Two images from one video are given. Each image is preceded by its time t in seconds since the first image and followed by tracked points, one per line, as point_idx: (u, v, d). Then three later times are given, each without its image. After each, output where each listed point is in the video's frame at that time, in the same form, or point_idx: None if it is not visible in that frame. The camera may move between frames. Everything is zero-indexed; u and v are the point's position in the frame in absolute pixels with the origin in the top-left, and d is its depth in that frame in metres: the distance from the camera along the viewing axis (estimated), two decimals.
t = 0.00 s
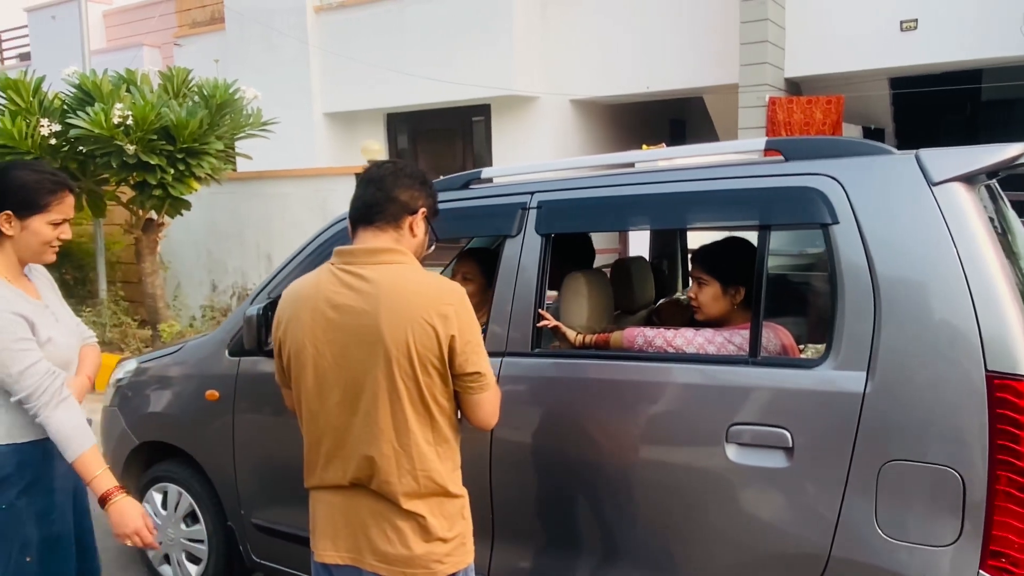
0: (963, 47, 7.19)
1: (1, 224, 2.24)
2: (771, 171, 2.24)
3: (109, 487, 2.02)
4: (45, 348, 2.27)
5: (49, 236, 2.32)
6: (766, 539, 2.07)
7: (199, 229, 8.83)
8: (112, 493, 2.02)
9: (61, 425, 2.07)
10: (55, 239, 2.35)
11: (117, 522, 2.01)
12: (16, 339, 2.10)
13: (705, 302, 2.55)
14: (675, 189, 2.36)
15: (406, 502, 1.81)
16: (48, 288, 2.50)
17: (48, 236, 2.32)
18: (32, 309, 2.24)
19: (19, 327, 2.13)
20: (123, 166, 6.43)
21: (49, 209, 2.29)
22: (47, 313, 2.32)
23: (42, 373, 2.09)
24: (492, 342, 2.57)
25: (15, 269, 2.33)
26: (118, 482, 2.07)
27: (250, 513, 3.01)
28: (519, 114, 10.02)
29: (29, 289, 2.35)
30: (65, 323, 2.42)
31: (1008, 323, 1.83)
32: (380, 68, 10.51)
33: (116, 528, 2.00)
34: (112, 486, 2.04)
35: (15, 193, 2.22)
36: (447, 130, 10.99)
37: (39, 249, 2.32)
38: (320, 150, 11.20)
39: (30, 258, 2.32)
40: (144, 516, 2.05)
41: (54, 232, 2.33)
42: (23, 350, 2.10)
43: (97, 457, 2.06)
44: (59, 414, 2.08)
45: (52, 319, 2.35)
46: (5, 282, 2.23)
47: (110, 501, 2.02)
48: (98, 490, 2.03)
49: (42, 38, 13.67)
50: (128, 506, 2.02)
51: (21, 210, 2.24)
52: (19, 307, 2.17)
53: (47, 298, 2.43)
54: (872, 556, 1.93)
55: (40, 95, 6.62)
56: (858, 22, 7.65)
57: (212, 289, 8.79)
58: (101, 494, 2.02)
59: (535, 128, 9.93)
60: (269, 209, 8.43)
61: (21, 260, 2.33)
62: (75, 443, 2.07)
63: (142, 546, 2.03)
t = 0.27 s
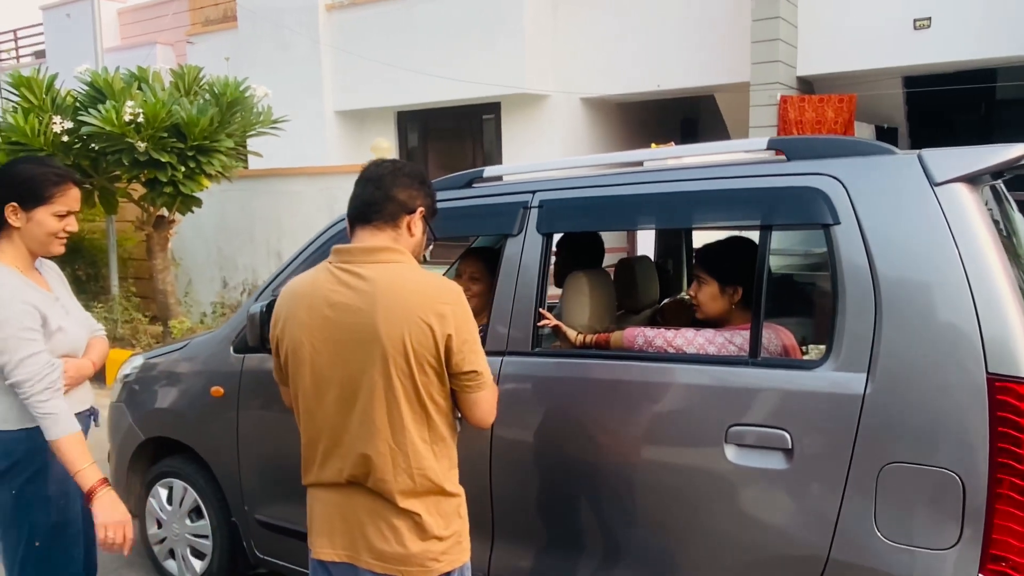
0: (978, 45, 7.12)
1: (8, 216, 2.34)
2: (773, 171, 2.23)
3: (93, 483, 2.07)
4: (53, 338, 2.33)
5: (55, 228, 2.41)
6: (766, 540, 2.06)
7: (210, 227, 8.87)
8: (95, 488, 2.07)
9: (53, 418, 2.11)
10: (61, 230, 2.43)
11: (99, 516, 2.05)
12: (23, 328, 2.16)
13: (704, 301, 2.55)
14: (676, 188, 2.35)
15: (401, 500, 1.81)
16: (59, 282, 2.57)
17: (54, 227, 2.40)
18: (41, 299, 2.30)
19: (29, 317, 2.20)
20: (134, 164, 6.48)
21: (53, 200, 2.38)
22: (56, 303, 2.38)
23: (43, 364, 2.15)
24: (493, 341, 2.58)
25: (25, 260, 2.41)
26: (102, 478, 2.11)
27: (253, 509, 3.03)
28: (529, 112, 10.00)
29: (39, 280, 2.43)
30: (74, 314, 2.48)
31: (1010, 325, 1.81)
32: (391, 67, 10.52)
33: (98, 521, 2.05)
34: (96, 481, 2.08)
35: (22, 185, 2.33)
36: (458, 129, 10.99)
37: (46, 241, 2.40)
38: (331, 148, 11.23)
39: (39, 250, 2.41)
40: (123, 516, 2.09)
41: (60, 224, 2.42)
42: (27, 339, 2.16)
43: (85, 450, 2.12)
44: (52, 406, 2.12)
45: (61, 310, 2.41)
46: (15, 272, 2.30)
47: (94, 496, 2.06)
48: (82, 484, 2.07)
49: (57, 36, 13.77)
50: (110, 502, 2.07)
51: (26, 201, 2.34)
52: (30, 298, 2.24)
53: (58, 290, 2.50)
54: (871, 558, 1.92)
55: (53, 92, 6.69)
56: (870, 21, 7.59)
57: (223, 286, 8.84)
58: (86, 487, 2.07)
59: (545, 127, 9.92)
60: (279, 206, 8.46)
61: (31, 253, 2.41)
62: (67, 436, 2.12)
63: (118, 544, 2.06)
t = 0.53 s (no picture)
0: (991, 45, 7.06)
1: (16, 209, 2.35)
2: (773, 169, 2.21)
3: (91, 473, 2.26)
4: (55, 329, 2.33)
5: (62, 220, 2.41)
6: (762, 540, 2.05)
7: (219, 223, 8.91)
8: (92, 479, 2.27)
9: (45, 413, 2.20)
10: (68, 222, 2.43)
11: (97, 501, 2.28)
12: (27, 321, 2.20)
13: (703, 299, 2.55)
14: (676, 187, 2.34)
15: (394, 497, 1.82)
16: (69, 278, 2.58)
17: (61, 219, 2.40)
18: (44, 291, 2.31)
19: (34, 310, 2.24)
20: (144, 160, 6.51)
21: (59, 193, 2.37)
22: (61, 296, 2.39)
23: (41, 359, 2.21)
24: (492, 339, 2.58)
25: (35, 253, 2.43)
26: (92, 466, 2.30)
27: (254, 504, 3.04)
28: (538, 110, 9.98)
29: (48, 273, 2.45)
30: (79, 309, 2.49)
31: (1009, 326, 1.80)
32: (401, 65, 10.54)
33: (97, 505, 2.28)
34: (90, 471, 2.27)
35: (28, 178, 2.33)
36: (467, 127, 10.97)
37: (53, 233, 2.41)
38: (340, 145, 11.24)
39: (48, 242, 2.42)
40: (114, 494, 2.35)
41: (66, 216, 2.42)
42: (28, 333, 2.20)
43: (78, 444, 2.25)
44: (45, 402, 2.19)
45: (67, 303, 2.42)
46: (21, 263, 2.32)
47: (91, 483, 2.27)
48: (77, 475, 2.25)
49: (70, 33, 13.86)
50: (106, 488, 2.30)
51: (32, 194, 2.34)
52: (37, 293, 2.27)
53: (66, 284, 2.52)
54: (867, 560, 1.91)
55: (64, 89, 6.76)
56: (882, 19, 7.53)
57: (231, 282, 8.87)
58: (84, 479, 2.26)
59: (554, 125, 9.89)
60: (288, 203, 8.49)
61: (40, 245, 2.43)
62: (59, 432, 2.22)
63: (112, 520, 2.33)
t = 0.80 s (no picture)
0: (1000, 45, 7.01)
1: (16, 203, 2.34)
2: (773, 168, 2.19)
3: (58, 474, 2.29)
4: (50, 324, 2.32)
5: (62, 214, 2.40)
6: (759, 543, 2.03)
7: (224, 219, 8.92)
8: (58, 480, 2.30)
9: (16, 413, 2.19)
10: (68, 216, 2.42)
11: (59, 502, 2.33)
12: (17, 317, 2.19)
13: (703, 299, 2.52)
14: (675, 185, 2.32)
15: (388, 497, 1.80)
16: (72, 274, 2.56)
17: (61, 212, 2.39)
18: (41, 286, 2.29)
19: (27, 306, 2.23)
20: (148, 156, 6.52)
21: (58, 187, 2.37)
22: (62, 291, 2.38)
23: (19, 358, 2.19)
24: (489, 337, 2.56)
25: (38, 247, 2.41)
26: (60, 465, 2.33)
27: (251, 501, 3.03)
28: (544, 108, 9.95)
29: (50, 268, 2.44)
30: (82, 304, 2.48)
31: (1009, 328, 1.78)
32: (407, 62, 10.53)
33: (57, 506, 2.33)
34: (57, 472, 2.30)
35: (28, 173, 2.33)
36: (472, 125, 10.94)
37: (55, 228, 2.40)
38: (346, 142, 11.24)
39: (49, 236, 2.40)
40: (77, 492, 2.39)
41: (66, 210, 2.41)
42: (17, 330, 2.19)
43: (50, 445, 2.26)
44: (15, 402, 2.18)
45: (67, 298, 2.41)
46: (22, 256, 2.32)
47: (57, 484, 2.30)
48: (44, 474, 2.27)
49: (77, 29, 13.89)
50: (70, 489, 2.34)
51: (32, 188, 2.33)
52: (35, 289, 2.27)
53: (69, 278, 2.51)
54: (865, 563, 1.90)
55: (70, 85, 6.77)
56: (890, 18, 7.48)
57: (236, 279, 8.88)
58: (49, 480, 2.28)
59: (559, 123, 9.86)
60: (292, 200, 8.49)
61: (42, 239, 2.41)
62: (28, 434, 2.22)
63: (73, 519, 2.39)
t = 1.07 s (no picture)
0: (1010, 43, 6.93)
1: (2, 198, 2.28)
2: (779, 165, 2.13)
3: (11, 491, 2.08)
4: (41, 323, 2.24)
5: (51, 209, 2.33)
6: (763, 552, 1.97)
7: (226, 216, 8.88)
8: (11, 498, 2.09)
9: None
10: (57, 211, 2.35)
11: (5, 524, 2.09)
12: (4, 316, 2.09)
13: (709, 301, 2.45)
14: (680, 183, 2.26)
15: (387, 504, 1.74)
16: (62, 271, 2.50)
17: (50, 207, 2.33)
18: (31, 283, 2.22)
19: (14, 307, 2.13)
20: (149, 152, 6.47)
21: (47, 181, 2.30)
22: (52, 288, 2.30)
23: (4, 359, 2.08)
24: (487, 338, 2.50)
25: (25, 243, 2.35)
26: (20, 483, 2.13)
27: (246, 503, 2.98)
28: (548, 106, 9.89)
29: (38, 264, 2.37)
30: (74, 302, 2.40)
31: None
32: (411, 59, 10.47)
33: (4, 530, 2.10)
34: (14, 489, 2.10)
35: (17, 166, 2.27)
36: (476, 122, 10.88)
37: (43, 223, 2.33)
38: (349, 139, 11.19)
39: (37, 232, 2.34)
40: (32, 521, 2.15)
41: (56, 204, 2.34)
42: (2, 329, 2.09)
43: (9, 456, 2.08)
44: None
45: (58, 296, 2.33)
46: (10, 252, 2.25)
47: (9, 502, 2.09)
48: None
49: (82, 25, 13.87)
50: (22, 514, 2.11)
51: (20, 181, 2.27)
52: (25, 288, 2.18)
53: (58, 274, 2.44)
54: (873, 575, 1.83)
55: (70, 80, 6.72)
56: (898, 16, 7.40)
57: (238, 276, 8.84)
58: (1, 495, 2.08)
59: (564, 121, 9.80)
60: (295, 196, 8.44)
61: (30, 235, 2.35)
62: None
63: (21, 551, 2.13)
